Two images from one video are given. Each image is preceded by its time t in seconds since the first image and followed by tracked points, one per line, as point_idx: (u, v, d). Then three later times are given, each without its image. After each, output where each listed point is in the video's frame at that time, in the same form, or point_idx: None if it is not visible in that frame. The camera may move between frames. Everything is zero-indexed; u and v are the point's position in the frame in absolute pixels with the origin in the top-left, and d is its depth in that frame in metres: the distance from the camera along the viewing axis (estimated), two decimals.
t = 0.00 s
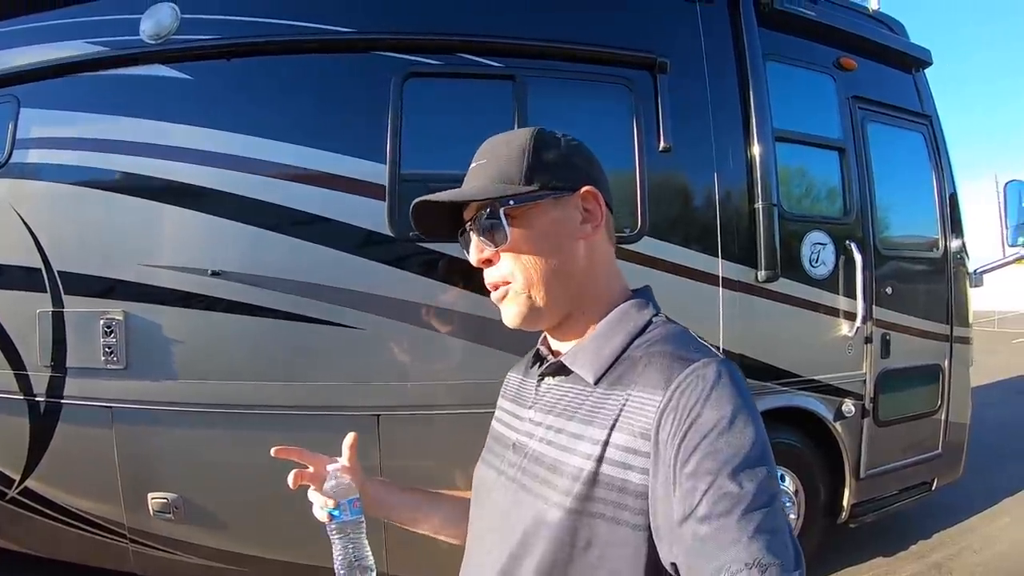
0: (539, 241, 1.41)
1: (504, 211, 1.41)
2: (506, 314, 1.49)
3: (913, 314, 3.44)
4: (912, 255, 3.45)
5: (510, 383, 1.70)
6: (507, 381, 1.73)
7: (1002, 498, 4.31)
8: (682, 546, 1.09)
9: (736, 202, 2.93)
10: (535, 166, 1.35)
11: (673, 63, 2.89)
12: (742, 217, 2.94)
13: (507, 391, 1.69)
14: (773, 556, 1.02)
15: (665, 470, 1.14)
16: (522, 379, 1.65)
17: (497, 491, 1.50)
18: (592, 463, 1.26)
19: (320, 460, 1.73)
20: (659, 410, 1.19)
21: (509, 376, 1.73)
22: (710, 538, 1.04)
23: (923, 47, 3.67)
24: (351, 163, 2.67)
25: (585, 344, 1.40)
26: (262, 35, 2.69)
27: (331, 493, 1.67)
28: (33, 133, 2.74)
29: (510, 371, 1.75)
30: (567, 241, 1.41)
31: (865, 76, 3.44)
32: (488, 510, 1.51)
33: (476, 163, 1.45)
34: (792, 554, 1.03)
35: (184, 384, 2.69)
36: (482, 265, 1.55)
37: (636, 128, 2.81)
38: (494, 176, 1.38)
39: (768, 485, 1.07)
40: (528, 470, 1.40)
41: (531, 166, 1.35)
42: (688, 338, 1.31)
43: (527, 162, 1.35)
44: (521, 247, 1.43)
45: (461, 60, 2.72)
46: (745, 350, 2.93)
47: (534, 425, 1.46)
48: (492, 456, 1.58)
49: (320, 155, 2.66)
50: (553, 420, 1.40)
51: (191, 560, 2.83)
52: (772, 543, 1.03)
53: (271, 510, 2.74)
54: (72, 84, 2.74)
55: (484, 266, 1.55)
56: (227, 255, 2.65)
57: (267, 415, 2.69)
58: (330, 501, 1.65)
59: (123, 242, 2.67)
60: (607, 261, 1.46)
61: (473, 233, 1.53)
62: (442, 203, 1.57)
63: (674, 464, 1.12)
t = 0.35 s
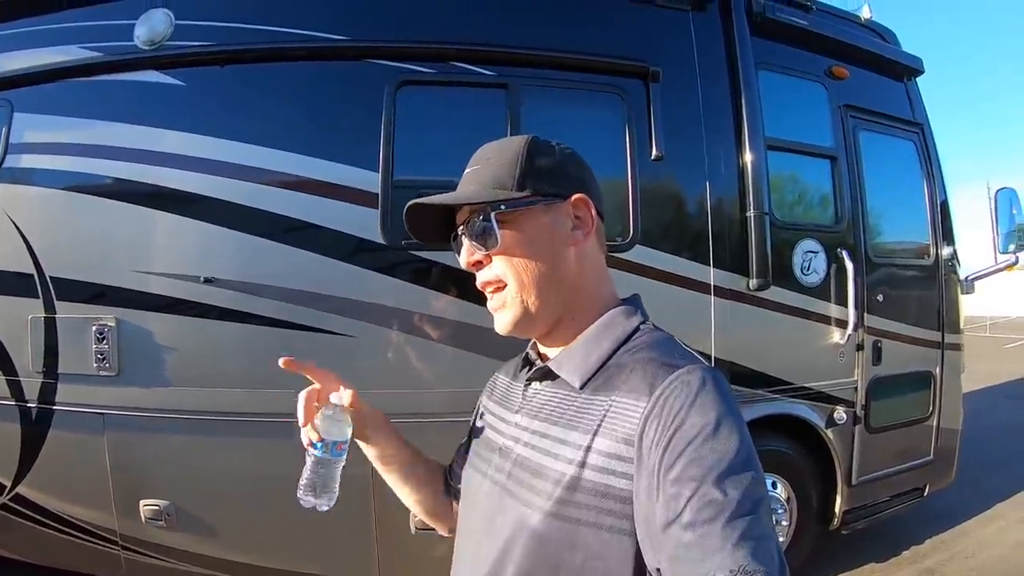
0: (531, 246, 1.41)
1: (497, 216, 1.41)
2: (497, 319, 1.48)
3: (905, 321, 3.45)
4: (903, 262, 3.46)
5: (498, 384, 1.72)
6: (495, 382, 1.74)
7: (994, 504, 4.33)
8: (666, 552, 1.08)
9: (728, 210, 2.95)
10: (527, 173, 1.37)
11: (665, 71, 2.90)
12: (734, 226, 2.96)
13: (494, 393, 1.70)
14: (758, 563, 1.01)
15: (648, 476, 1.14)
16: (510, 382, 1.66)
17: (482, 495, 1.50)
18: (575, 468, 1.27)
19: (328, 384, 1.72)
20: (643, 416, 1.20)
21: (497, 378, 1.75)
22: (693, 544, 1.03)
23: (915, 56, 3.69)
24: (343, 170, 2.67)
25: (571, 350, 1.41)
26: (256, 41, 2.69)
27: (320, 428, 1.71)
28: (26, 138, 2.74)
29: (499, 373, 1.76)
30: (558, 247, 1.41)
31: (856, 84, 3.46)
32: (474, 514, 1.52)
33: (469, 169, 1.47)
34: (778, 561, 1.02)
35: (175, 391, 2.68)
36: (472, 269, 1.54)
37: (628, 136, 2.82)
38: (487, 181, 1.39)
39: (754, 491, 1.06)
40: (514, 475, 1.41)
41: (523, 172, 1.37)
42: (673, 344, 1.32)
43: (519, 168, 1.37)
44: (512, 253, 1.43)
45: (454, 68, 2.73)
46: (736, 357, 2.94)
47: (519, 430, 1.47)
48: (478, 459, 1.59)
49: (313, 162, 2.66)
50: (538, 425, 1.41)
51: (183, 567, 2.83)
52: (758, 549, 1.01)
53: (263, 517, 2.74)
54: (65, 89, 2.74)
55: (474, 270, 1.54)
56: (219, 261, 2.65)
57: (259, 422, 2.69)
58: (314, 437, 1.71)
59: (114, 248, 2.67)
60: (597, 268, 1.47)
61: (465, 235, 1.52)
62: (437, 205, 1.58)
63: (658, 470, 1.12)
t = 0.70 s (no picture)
0: (545, 239, 1.40)
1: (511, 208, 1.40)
2: (504, 311, 1.46)
3: (899, 317, 3.44)
4: (897, 258, 3.45)
5: (490, 374, 1.70)
6: (488, 371, 1.72)
7: (989, 500, 4.32)
8: (670, 553, 1.08)
9: (721, 207, 2.93)
10: (544, 164, 1.34)
11: (658, 66, 2.88)
12: (727, 222, 2.94)
13: (486, 382, 1.68)
14: (764, 565, 1.01)
15: (655, 475, 1.14)
16: (505, 374, 1.64)
17: (478, 491, 1.49)
18: (580, 467, 1.26)
19: (202, 423, 1.66)
20: (652, 416, 1.19)
21: (488, 367, 1.74)
22: (699, 547, 1.03)
23: (909, 51, 3.68)
24: (334, 167, 2.64)
25: (575, 347, 1.40)
26: (244, 36, 2.66)
27: (204, 469, 1.67)
28: (12, 135, 2.70)
29: (491, 362, 1.75)
30: (571, 242, 1.41)
31: (850, 80, 3.45)
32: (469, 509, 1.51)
33: (481, 156, 1.44)
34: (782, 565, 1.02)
35: (166, 391, 2.65)
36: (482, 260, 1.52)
37: (620, 132, 2.80)
38: (501, 171, 1.37)
39: (760, 495, 1.06)
40: (513, 471, 1.40)
41: (540, 163, 1.34)
42: (680, 343, 1.32)
43: (536, 158, 1.35)
44: (526, 245, 1.41)
45: (444, 64, 2.71)
46: (731, 354, 2.92)
47: (516, 425, 1.45)
48: (469, 454, 1.57)
49: (303, 159, 2.63)
50: (538, 421, 1.40)
51: (173, 569, 2.80)
52: (764, 553, 1.02)
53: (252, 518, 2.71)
54: (52, 86, 2.70)
55: (482, 260, 1.52)
56: (208, 259, 2.62)
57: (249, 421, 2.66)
58: (202, 477, 1.67)
59: (102, 246, 2.63)
60: (606, 265, 1.46)
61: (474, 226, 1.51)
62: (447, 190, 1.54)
63: (666, 470, 1.12)
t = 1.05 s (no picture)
0: (556, 231, 1.43)
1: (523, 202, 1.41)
2: (518, 306, 1.45)
3: (891, 314, 3.44)
4: (889, 255, 3.45)
5: (474, 371, 1.69)
6: (472, 369, 1.70)
7: (981, 498, 4.33)
8: (657, 548, 1.07)
9: (713, 203, 2.92)
10: (552, 155, 1.37)
11: (650, 62, 2.87)
12: (719, 218, 2.93)
13: (471, 379, 1.67)
14: (750, 561, 1.00)
15: (643, 470, 1.13)
16: (491, 372, 1.63)
17: (465, 488, 1.48)
18: (568, 462, 1.25)
19: (169, 480, 1.54)
20: (640, 410, 1.19)
21: (470, 364, 1.73)
22: (686, 541, 1.02)
23: (902, 48, 3.67)
24: (323, 163, 2.63)
25: (564, 343, 1.41)
26: (233, 31, 2.65)
27: (182, 526, 1.52)
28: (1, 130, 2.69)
29: (473, 359, 1.74)
30: (574, 234, 1.45)
31: (843, 76, 3.44)
32: (457, 507, 1.50)
33: (475, 146, 1.41)
34: (769, 560, 1.01)
35: (155, 387, 2.64)
36: (487, 261, 1.49)
37: (611, 128, 2.79)
38: (507, 160, 1.36)
39: (747, 490, 1.05)
40: (501, 467, 1.39)
41: (548, 153, 1.36)
42: (668, 339, 1.32)
43: (543, 149, 1.37)
44: (539, 238, 1.42)
45: (435, 59, 2.69)
46: (722, 351, 2.92)
47: (504, 421, 1.44)
48: (455, 451, 1.56)
49: (292, 154, 2.62)
50: (526, 417, 1.39)
51: (163, 566, 2.81)
52: (751, 548, 1.01)
53: (241, 515, 2.71)
54: (40, 81, 2.69)
55: (487, 261, 1.49)
56: (197, 255, 2.61)
57: (238, 418, 2.65)
58: (183, 535, 1.52)
59: (90, 243, 2.62)
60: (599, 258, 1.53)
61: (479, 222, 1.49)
62: (443, 181, 1.50)
63: (653, 464, 1.11)
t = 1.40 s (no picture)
0: (560, 234, 1.42)
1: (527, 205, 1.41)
2: (519, 307, 1.44)
3: (890, 314, 3.43)
4: (888, 254, 3.44)
5: (478, 372, 1.68)
6: (476, 370, 1.69)
7: (978, 497, 4.33)
8: (662, 548, 1.07)
9: (712, 201, 2.91)
10: (559, 157, 1.37)
11: (649, 60, 2.86)
12: (718, 217, 2.93)
13: (475, 381, 1.66)
14: (754, 560, 1.00)
15: (648, 470, 1.13)
16: (495, 373, 1.62)
17: (469, 488, 1.47)
18: (572, 463, 1.24)
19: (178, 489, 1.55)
20: (644, 410, 1.19)
21: (474, 365, 1.73)
22: (691, 540, 1.03)
23: (902, 47, 3.67)
24: (322, 159, 2.62)
25: (568, 344, 1.40)
26: (232, 27, 2.64)
27: (193, 536, 1.52)
28: None
29: (477, 360, 1.74)
30: (578, 237, 1.45)
31: (842, 75, 3.44)
32: (461, 508, 1.49)
33: (482, 149, 1.40)
34: (773, 558, 1.02)
35: (153, 384, 2.63)
36: (490, 262, 1.49)
37: (610, 126, 2.79)
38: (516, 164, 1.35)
39: (751, 489, 1.05)
40: (506, 468, 1.38)
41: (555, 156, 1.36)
42: (672, 340, 1.32)
43: (551, 151, 1.36)
44: (542, 240, 1.42)
45: (434, 55, 2.69)
46: (721, 350, 2.92)
47: (509, 422, 1.43)
48: (460, 452, 1.55)
49: (290, 151, 2.61)
50: (531, 418, 1.38)
51: (159, 563, 2.80)
52: (755, 546, 1.01)
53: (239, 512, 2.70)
54: (38, 77, 2.68)
55: (490, 262, 1.49)
56: (196, 252, 2.60)
57: (236, 416, 2.64)
58: (193, 544, 1.52)
59: (88, 239, 2.61)
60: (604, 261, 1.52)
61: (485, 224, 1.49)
62: (448, 183, 1.50)
63: (659, 463, 1.11)
